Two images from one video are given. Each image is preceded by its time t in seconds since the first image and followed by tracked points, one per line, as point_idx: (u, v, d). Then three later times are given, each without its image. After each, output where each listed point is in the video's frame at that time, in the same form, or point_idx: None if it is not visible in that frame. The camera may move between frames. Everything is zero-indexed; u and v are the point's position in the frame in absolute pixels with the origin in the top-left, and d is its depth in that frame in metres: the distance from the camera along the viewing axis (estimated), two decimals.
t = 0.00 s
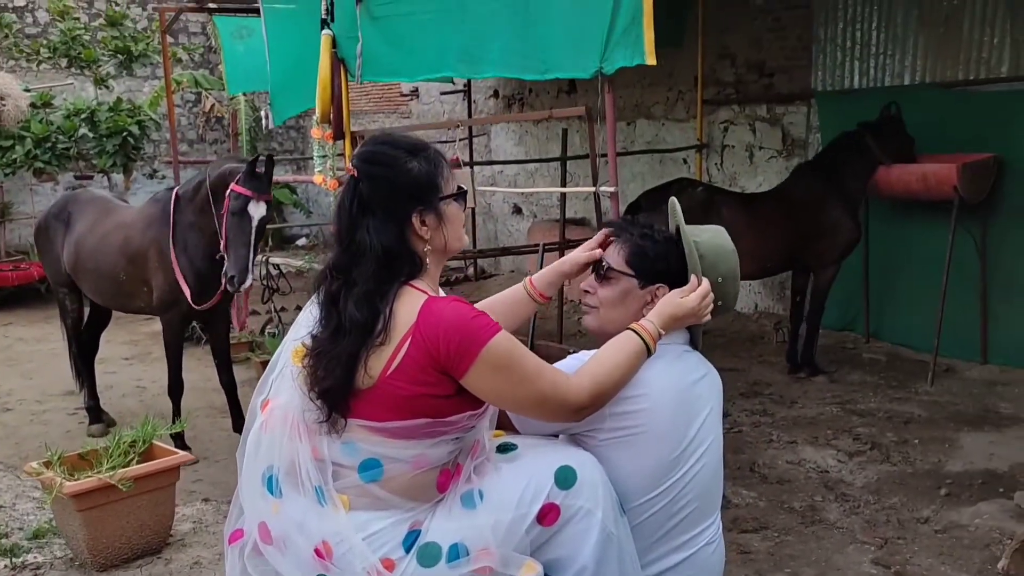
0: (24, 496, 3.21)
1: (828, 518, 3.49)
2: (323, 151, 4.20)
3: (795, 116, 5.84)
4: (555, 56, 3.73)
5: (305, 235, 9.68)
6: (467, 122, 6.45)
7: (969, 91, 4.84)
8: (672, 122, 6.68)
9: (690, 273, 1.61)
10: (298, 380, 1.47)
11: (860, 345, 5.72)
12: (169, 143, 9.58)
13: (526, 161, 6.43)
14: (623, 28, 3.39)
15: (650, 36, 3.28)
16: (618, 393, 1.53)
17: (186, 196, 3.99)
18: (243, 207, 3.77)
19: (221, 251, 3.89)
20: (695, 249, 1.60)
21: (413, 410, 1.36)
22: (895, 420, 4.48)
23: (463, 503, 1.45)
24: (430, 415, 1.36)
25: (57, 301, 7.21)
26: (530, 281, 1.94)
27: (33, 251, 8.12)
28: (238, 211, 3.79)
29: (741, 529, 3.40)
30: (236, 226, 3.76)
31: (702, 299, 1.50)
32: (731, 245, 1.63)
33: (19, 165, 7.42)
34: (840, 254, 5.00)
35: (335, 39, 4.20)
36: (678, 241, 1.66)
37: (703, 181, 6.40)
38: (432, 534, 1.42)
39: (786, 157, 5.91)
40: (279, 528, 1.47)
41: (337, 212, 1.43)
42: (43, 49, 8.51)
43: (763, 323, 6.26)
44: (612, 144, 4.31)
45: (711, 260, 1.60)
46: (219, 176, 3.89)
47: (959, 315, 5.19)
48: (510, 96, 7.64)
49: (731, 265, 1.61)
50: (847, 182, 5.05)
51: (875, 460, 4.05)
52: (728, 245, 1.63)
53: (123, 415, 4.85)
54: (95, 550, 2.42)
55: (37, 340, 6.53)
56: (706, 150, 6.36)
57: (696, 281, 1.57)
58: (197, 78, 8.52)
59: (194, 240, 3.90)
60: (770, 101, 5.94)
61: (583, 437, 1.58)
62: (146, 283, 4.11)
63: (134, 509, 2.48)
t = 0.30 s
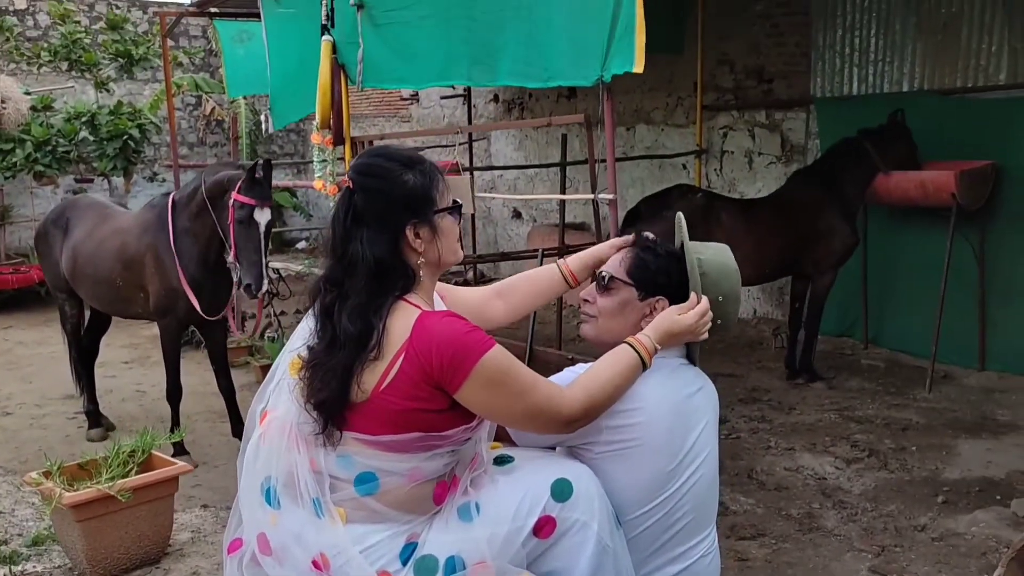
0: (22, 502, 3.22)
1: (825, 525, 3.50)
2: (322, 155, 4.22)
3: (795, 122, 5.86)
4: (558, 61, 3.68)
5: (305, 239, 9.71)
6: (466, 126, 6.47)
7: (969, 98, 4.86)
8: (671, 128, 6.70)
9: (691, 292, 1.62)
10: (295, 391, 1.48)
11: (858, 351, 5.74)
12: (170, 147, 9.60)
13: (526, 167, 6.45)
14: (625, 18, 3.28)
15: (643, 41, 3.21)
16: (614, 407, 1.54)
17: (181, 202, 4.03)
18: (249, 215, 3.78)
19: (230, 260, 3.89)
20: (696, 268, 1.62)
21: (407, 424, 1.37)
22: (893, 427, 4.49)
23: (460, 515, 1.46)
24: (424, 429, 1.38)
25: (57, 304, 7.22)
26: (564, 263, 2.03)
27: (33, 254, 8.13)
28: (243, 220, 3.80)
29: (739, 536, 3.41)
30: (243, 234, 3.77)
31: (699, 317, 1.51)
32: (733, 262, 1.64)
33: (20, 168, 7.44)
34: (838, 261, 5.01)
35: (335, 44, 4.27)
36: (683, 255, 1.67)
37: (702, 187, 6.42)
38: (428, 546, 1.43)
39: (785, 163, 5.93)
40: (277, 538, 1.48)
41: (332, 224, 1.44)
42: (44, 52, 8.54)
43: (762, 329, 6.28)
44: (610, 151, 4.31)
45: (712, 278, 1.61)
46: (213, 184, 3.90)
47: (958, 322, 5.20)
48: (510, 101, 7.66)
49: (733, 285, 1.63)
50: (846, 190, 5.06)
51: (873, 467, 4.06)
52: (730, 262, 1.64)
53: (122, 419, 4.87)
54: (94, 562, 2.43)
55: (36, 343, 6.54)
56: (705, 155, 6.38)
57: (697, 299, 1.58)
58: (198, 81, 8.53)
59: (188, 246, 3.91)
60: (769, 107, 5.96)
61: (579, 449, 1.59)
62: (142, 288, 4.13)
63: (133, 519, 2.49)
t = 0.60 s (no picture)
0: (22, 507, 3.23)
1: (824, 528, 3.50)
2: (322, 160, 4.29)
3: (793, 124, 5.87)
4: (559, 64, 3.59)
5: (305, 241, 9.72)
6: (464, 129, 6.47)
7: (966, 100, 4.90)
8: (669, 130, 6.71)
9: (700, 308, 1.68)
10: (292, 402, 1.49)
11: (857, 352, 5.75)
12: (169, 150, 9.62)
13: (525, 170, 6.46)
14: (620, 23, 3.19)
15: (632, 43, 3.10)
16: (611, 415, 1.55)
17: (178, 207, 4.03)
18: (257, 231, 3.79)
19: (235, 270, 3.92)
20: (714, 287, 1.68)
21: (404, 436, 1.37)
22: (892, 429, 4.49)
23: (457, 524, 1.47)
24: (421, 440, 1.38)
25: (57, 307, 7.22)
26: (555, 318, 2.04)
27: (33, 258, 8.14)
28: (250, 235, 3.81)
29: (738, 539, 3.41)
30: (250, 249, 3.80)
31: (702, 335, 1.51)
32: (751, 290, 1.68)
33: (19, 173, 7.44)
34: (836, 263, 5.02)
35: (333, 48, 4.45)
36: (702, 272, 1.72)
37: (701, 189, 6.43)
38: (425, 555, 1.44)
39: (784, 165, 5.94)
40: (275, 548, 1.49)
41: (327, 236, 1.45)
42: (44, 57, 8.54)
43: (761, 330, 6.29)
44: (609, 155, 4.32)
45: (726, 300, 1.67)
46: (218, 193, 3.91)
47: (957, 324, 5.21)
48: (510, 103, 7.66)
49: (743, 312, 1.68)
50: (844, 193, 5.07)
51: (872, 468, 4.06)
52: (747, 290, 1.68)
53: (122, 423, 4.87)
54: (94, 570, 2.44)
55: (36, 348, 6.54)
56: (704, 158, 6.39)
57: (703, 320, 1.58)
58: (197, 85, 8.53)
59: (187, 250, 3.93)
60: (768, 110, 5.96)
61: (577, 457, 1.60)
62: (139, 293, 4.14)
63: (133, 527, 2.50)
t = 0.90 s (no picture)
0: (21, 523, 3.23)
1: (823, 539, 3.50)
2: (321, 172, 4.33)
3: (790, 134, 5.89)
4: (561, 79, 3.50)
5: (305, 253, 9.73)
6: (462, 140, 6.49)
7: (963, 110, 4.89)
8: (667, 140, 6.74)
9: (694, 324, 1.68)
10: (288, 421, 1.50)
11: (856, 361, 5.75)
12: (168, 163, 9.64)
13: (523, 181, 6.48)
14: (615, 40, 3.15)
15: (627, 57, 3.09)
16: (606, 431, 1.56)
17: (171, 221, 4.04)
18: (260, 251, 3.82)
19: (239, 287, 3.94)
20: (709, 304, 1.69)
21: (400, 455, 1.38)
22: (890, 438, 4.49)
23: (453, 542, 1.47)
24: (417, 459, 1.39)
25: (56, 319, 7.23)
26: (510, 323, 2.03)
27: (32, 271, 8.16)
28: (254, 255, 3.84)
29: (738, 551, 3.41)
30: (254, 269, 3.82)
31: (695, 352, 1.51)
32: (745, 310, 1.66)
33: (19, 186, 7.47)
34: (833, 273, 5.03)
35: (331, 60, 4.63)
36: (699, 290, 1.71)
37: (698, 200, 6.45)
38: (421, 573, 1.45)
39: (781, 175, 5.97)
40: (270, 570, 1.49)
41: (327, 254, 1.46)
42: (42, 71, 8.53)
43: (761, 340, 6.30)
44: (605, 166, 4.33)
45: (718, 320, 1.67)
46: (214, 211, 3.93)
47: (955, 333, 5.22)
48: (508, 114, 7.69)
49: (736, 331, 1.67)
50: (840, 203, 5.08)
51: (871, 479, 4.06)
52: (742, 310, 1.66)
53: (121, 436, 4.88)
54: None
55: (35, 361, 6.55)
56: (702, 168, 6.41)
57: (695, 334, 1.58)
58: (196, 97, 8.55)
59: (180, 264, 3.96)
60: (764, 119, 5.98)
61: (572, 473, 1.60)
62: (134, 308, 4.14)
63: (131, 546, 2.51)
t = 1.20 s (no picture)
0: (17, 545, 3.22)
1: (821, 560, 3.49)
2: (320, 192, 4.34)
3: (787, 154, 5.93)
4: (563, 102, 3.48)
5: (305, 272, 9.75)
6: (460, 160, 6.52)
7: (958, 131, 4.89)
8: (665, 159, 6.77)
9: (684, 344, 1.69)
10: (283, 445, 1.51)
11: (854, 380, 5.76)
12: (169, 182, 9.68)
13: (522, 201, 6.51)
14: (613, 61, 3.16)
15: (626, 77, 3.11)
16: (600, 454, 1.57)
17: (168, 241, 4.06)
18: (260, 269, 3.83)
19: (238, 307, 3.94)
20: (698, 325, 1.69)
21: (394, 481, 1.39)
22: (889, 458, 4.49)
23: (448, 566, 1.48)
24: (411, 485, 1.40)
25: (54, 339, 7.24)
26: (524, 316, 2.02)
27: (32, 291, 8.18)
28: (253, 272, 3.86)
29: (736, 572, 3.40)
30: (254, 286, 3.83)
31: (686, 371, 1.54)
32: (734, 331, 1.66)
33: (19, 206, 7.50)
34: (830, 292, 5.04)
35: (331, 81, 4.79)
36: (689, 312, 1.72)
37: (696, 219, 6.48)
38: None
39: (778, 195, 6.00)
40: None
41: (322, 280, 1.47)
42: (44, 91, 8.57)
43: (760, 359, 6.31)
44: (602, 187, 4.35)
45: (706, 340, 1.67)
46: (214, 231, 3.95)
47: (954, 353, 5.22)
48: (507, 134, 7.74)
49: (726, 351, 1.66)
50: (838, 222, 5.11)
51: (870, 499, 4.05)
52: (730, 330, 1.66)
53: (119, 456, 4.88)
54: None
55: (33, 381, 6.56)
56: (700, 188, 6.44)
57: (686, 353, 1.60)
58: (197, 117, 8.60)
59: (176, 285, 3.97)
60: (762, 139, 6.02)
61: (567, 496, 1.62)
62: (130, 329, 4.15)
63: (128, 568, 2.50)
